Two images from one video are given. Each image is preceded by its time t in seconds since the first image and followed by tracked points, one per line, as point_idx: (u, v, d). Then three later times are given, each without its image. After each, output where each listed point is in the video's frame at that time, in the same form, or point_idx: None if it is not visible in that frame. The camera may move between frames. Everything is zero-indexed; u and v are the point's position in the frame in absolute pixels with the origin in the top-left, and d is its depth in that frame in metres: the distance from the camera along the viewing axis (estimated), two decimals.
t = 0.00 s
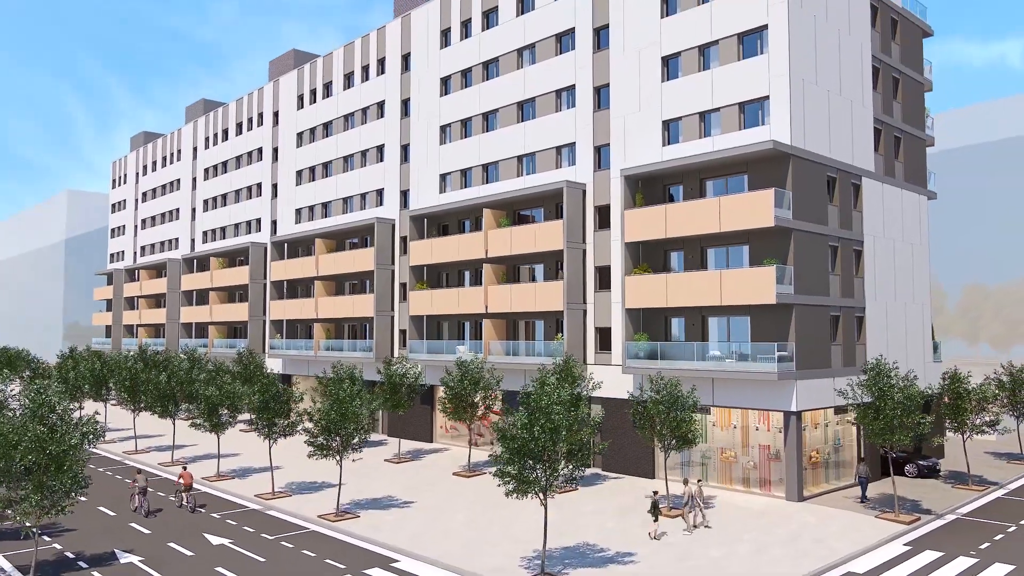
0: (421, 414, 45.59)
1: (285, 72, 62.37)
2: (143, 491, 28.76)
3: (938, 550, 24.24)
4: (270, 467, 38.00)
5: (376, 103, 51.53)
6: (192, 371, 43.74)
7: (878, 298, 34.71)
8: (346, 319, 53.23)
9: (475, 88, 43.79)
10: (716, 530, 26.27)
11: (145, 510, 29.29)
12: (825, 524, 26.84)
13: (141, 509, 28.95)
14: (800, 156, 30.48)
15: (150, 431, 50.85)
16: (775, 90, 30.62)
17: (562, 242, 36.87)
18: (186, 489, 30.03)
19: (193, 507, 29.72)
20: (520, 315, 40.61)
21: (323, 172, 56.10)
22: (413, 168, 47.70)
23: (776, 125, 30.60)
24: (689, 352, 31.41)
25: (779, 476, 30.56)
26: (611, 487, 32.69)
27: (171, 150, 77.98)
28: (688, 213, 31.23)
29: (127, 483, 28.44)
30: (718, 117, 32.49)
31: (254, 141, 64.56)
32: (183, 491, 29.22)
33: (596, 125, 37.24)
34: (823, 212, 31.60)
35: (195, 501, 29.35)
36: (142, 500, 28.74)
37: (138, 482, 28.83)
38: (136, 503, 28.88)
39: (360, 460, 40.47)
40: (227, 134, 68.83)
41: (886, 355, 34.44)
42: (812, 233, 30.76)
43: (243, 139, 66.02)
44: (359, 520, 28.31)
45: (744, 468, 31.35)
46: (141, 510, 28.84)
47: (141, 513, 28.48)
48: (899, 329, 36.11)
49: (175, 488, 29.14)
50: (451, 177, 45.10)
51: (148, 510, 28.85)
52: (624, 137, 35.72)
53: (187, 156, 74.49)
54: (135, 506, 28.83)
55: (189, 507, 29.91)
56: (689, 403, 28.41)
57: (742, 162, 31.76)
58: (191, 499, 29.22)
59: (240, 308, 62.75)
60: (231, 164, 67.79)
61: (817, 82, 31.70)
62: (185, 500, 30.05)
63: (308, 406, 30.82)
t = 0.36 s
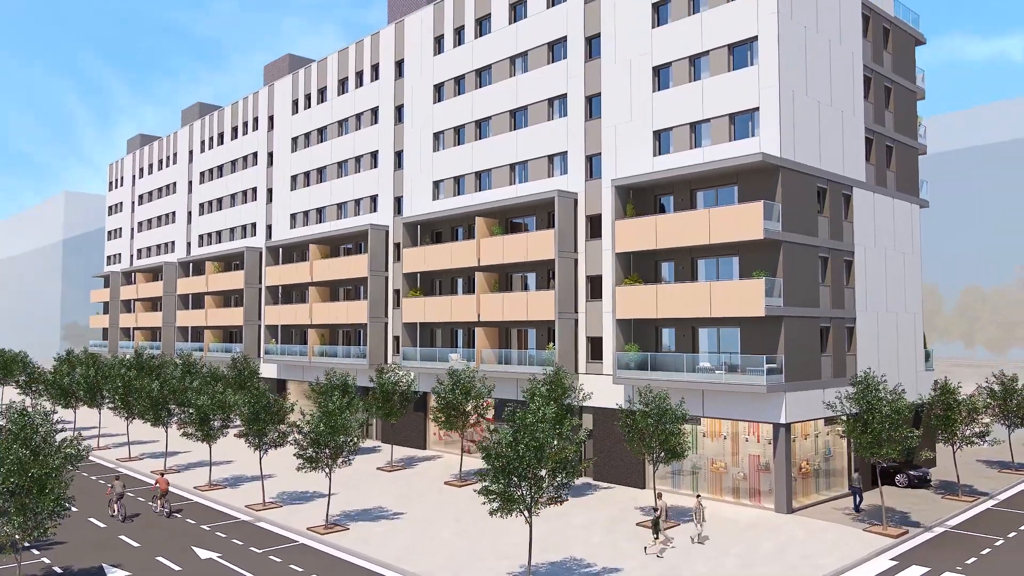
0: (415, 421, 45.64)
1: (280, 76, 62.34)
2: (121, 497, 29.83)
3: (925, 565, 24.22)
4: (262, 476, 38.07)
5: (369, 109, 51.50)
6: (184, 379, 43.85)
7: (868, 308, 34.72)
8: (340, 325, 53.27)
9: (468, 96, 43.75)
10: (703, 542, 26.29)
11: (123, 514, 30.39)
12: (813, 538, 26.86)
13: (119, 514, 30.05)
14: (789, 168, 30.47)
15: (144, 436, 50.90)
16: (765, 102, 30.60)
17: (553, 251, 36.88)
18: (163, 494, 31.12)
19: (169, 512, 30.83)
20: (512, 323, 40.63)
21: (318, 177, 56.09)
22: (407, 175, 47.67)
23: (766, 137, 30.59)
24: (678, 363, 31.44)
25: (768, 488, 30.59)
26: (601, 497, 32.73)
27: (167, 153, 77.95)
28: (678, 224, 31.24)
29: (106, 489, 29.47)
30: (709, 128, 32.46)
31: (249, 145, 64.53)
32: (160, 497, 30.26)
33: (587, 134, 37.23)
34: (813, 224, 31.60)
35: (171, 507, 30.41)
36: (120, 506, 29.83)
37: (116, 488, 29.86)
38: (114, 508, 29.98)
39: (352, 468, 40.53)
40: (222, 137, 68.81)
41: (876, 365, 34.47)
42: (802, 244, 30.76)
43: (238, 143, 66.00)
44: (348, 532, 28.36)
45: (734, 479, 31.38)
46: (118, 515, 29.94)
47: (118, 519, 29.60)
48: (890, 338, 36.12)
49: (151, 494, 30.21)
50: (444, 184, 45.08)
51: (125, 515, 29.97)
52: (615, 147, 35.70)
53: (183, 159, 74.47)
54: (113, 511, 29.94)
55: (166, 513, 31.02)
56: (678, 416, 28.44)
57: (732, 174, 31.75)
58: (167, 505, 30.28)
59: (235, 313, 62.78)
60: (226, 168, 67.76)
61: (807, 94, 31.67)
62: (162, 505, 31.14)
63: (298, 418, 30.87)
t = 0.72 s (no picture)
0: (407, 429, 45.70)
1: (275, 82, 62.30)
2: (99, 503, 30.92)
3: None
4: (255, 485, 38.12)
5: (363, 115, 51.47)
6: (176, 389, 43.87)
7: (859, 319, 34.72)
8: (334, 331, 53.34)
9: (461, 103, 43.73)
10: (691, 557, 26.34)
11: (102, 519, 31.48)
12: (801, 552, 26.91)
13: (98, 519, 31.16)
14: (779, 181, 30.48)
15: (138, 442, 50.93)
16: (754, 114, 30.59)
17: (544, 261, 36.89)
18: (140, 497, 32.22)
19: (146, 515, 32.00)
20: (504, 332, 40.65)
21: (312, 183, 56.08)
22: (400, 182, 47.66)
23: (755, 149, 30.58)
24: (668, 375, 31.49)
25: (758, 500, 30.60)
26: (591, 509, 32.76)
27: (163, 157, 77.91)
28: (667, 236, 31.25)
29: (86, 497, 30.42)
30: (699, 139, 32.44)
31: (244, 150, 64.51)
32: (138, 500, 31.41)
33: (579, 144, 37.23)
34: (802, 236, 31.62)
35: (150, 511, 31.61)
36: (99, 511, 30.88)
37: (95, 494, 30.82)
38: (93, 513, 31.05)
39: (344, 478, 40.52)
40: (218, 142, 68.78)
41: (866, 376, 34.49)
42: (792, 257, 30.77)
43: (233, 148, 65.98)
44: (337, 546, 28.40)
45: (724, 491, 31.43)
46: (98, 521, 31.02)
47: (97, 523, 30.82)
48: (881, 349, 36.14)
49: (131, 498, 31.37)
50: (437, 192, 45.08)
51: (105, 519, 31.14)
52: (607, 157, 35.70)
53: (179, 163, 74.44)
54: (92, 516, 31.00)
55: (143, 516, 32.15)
56: (667, 431, 28.46)
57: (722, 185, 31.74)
58: (146, 509, 31.53)
59: (230, 318, 62.84)
60: (222, 172, 67.74)
61: (797, 105, 31.66)
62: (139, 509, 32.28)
63: (289, 430, 30.85)
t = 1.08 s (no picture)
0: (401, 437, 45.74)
1: (270, 87, 62.26)
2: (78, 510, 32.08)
3: None
4: (247, 495, 38.17)
5: (357, 122, 51.45)
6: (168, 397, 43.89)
7: (850, 330, 34.73)
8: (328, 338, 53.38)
9: (454, 112, 43.72)
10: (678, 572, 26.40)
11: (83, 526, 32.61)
12: (788, 566, 26.95)
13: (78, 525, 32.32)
14: (768, 195, 30.47)
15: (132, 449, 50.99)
16: (744, 127, 30.58)
17: (536, 272, 36.92)
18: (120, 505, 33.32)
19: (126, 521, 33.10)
20: (496, 342, 40.66)
21: (307, 190, 56.07)
22: (393, 190, 47.66)
23: (745, 162, 30.58)
24: (657, 388, 31.53)
25: (747, 513, 30.63)
26: (582, 521, 32.81)
27: (159, 160, 77.88)
28: (657, 249, 31.27)
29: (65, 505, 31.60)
30: (689, 151, 32.43)
31: (239, 155, 64.50)
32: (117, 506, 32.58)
33: (571, 154, 37.22)
34: (792, 249, 31.64)
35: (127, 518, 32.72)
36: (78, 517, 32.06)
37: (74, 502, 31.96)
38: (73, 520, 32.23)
39: (336, 487, 40.56)
40: (213, 146, 68.74)
41: (856, 387, 34.51)
42: (781, 270, 30.78)
43: (228, 153, 65.97)
44: (325, 560, 28.45)
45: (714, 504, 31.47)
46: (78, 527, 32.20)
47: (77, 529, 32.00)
48: (872, 360, 36.15)
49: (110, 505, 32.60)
50: (430, 200, 45.07)
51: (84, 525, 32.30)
52: (598, 168, 35.70)
53: (175, 167, 74.42)
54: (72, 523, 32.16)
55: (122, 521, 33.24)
56: (655, 446, 28.51)
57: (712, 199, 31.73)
58: (123, 515, 32.66)
59: (225, 323, 62.92)
60: (217, 177, 67.72)
61: (787, 118, 31.65)
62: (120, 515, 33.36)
63: (280, 443, 30.88)
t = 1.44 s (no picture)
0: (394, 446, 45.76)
1: (265, 93, 62.22)
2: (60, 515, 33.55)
3: None
4: (239, 506, 38.23)
5: (351, 130, 51.42)
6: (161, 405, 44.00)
7: (840, 342, 34.73)
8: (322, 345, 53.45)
9: (447, 121, 43.70)
10: None
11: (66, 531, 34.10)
12: None
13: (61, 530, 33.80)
14: (758, 209, 30.45)
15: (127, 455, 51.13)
16: (734, 142, 30.54)
17: (527, 283, 36.93)
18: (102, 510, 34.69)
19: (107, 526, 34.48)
20: (489, 352, 40.67)
21: (301, 196, 56.08)
22: (387, 198, 47.66)
23: (735, 176, 30.55)
24: (647, 401, 31.55)
25: (736, 527, 30.65)
26: (573, 533, 32.87)
27: (155, 164, 77.88)
28: (647, 263, 31.29)
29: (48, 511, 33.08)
30: (680, 164, 32.41)
31: (234, 160, 64.50)
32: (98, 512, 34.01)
33: (562, 165, 37.21)
34: (782, 262, 31.64)
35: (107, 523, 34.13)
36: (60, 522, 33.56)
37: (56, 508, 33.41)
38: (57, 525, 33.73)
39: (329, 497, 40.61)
40: (209, 151, 68.73)
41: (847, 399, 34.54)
42: (771, 284, 30.78)
43: (224, 158, 65.96)
44: (315, 574, 28.51)
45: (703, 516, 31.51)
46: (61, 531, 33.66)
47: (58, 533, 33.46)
48: (863, 371, 36.17)
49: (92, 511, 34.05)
50: (423, 209, 45.06)
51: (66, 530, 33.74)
52: (589, 180, 35.70)
53: (171, 172, 74.41)
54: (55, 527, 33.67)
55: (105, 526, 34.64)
56: (644, 460, 28.57)
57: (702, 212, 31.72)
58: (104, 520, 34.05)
59: (220, 329, 62.99)
60: (213, 182, 67.73)
61: (778, 131, 31.62)
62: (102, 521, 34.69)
63: (270, 457, 30.92)
